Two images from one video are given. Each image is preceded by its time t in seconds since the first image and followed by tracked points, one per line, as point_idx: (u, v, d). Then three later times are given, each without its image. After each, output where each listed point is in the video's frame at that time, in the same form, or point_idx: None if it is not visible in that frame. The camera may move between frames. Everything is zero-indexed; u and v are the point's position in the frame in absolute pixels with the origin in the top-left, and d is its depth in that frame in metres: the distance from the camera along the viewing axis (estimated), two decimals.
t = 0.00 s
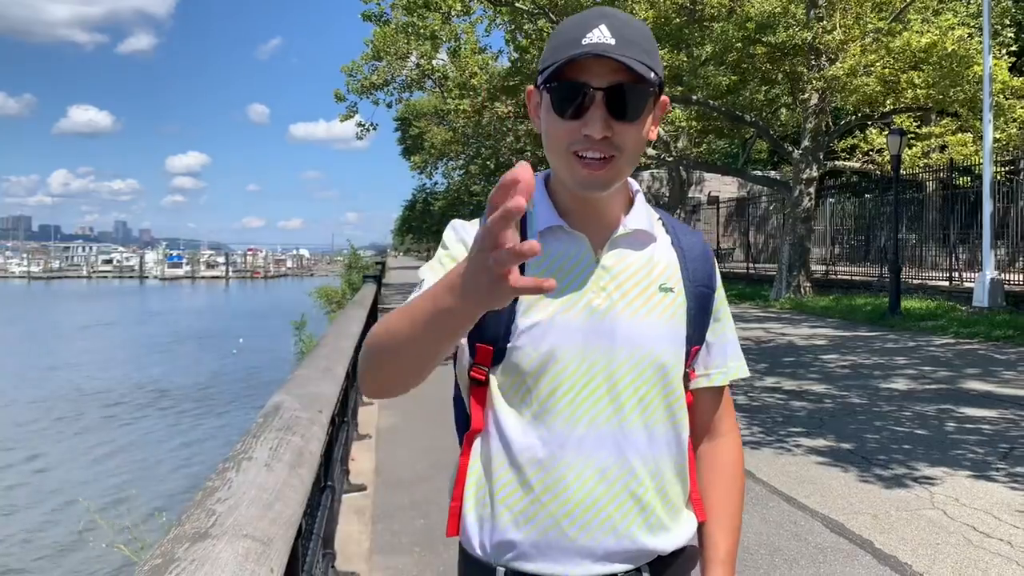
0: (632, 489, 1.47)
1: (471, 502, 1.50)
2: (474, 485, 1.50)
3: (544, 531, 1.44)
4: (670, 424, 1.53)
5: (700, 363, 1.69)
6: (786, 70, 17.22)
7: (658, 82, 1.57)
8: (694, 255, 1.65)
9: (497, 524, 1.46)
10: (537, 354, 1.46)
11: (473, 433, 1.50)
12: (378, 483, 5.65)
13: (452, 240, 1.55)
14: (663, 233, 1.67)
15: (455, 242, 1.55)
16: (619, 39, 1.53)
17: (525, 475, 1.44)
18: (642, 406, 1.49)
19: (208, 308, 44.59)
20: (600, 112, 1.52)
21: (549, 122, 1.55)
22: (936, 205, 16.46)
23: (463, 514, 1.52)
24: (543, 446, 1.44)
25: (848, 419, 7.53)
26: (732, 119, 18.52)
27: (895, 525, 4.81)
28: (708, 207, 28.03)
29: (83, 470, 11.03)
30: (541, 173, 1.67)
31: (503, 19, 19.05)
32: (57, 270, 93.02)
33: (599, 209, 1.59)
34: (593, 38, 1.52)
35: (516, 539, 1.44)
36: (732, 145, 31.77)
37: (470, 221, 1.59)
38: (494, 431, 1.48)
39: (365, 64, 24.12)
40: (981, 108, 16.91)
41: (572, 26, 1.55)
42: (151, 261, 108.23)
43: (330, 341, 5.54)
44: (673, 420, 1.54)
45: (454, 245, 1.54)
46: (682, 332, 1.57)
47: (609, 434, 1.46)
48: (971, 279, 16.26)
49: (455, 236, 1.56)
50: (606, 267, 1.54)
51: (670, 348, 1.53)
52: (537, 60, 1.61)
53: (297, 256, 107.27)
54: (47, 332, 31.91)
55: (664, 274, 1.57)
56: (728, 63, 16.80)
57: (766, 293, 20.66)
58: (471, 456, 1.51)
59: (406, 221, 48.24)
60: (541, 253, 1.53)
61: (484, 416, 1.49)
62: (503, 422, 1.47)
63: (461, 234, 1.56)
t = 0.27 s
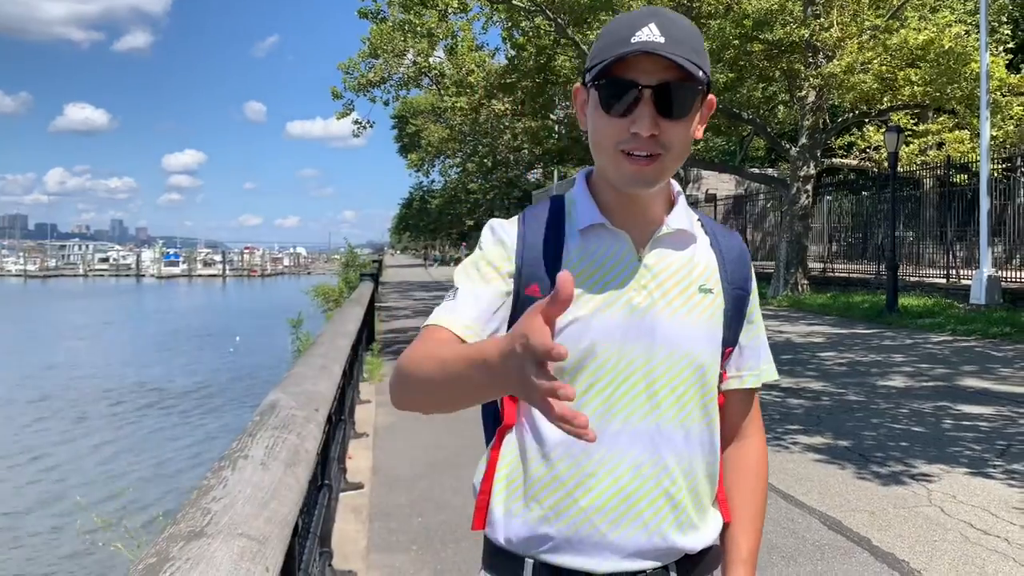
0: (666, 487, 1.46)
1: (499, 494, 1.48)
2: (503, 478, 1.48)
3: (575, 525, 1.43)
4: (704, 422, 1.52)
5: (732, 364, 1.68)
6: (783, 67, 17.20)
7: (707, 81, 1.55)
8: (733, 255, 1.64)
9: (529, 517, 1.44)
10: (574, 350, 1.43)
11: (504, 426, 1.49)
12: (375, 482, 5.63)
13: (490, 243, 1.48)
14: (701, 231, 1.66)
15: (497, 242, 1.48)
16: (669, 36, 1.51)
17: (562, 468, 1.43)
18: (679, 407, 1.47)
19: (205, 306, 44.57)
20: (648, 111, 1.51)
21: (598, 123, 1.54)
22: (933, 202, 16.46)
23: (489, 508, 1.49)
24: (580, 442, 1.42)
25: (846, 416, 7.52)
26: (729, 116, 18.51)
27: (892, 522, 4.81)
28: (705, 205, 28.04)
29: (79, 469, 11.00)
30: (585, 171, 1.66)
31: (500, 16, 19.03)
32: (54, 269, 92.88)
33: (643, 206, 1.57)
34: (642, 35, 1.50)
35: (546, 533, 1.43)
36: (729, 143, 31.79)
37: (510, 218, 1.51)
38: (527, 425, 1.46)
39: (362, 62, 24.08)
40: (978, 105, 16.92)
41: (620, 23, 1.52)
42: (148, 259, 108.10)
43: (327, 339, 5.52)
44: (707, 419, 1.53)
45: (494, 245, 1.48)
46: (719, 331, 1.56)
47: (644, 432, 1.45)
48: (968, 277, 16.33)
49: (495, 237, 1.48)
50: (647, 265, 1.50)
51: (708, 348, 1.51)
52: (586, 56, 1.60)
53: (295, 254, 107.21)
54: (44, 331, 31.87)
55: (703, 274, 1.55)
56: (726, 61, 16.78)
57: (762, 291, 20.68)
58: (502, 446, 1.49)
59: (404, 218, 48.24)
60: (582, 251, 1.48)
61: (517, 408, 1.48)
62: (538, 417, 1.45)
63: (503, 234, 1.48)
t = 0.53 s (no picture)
0: (676, 484, 1.52)
1: (508, 495, 1.51)
2: (511, 479, 1.52)
3: (588, 523, 1.47)
4: (713, 420, 1.58)
5: (739, 361, 1.71)
6: (780, 63, 17.16)
7: (718, 79, 1.60)
8: (741, 253, 1.69)
9: (539, 515, 1.48)
10: (583, 347, 1.49)
11: (512, 425, 1.53)
12: (372, 476, 5.65)
13: (492, 240, 1.59)
14: (712, 229, 1.72)
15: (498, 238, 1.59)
16: (682, 34, 1.57)
17: (572, 467, 1.48)
18: (687, 402, 1.53)
19: (202, 302, 44.47)
20: (659, 107, 1.56)
21: (608, 115, 1.59)
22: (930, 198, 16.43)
23: (497, 508, 1.52)
24: (591, 439, 1.48)
25: (842, 411, 7.55)
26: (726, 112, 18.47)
27: (888, 517, 4.82)
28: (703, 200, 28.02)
29: (74, 466, 10.96)
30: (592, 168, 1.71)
31: (497, 11, 18.95)
32: (50, 265, 92.62)
33: (651, 203, 1.63)
34: (655, 32, 1.56)
35: (558, 532, 1.47)
36: (726, 138, 31.77)
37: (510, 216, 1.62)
38: (535, 424, 1.51)
39: (358, 57, 23.99)
40: (974, 101, 16.91)
41: (635, 17, 1.58)
42: (144, 254, 107.85)
43: (324, 335, 5.52)
44: (716, 415, 1.58)
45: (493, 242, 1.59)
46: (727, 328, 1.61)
47: (655, 429, 1.50)
48: (964, 273, 16.34)
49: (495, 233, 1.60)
50: (653, 263, 1.57)
51: (715, 347, 1.57)
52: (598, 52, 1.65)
53: (292, 249, 107.03)
54: (39, 327, 31.77)
55: (712, 273, 1.62)
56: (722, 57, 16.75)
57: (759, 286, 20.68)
58: (510, 447, 1.53)
59: (400, 213, 48.15)
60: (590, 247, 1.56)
61: (524, 409, 1.53)
62: (548, 416, 1.50)
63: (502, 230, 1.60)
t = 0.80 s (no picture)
0: (658, 480, 1.47)
1: (487, 501, 1.46)
2: (489, 483, 1.46)
3: (572, 526, 1.42)
4: (690, 412, 1.54)
5: (711, 352, 1.69)
6: (777, 58, 17.16)
7: (679, 71, 1.56)
8: (707, 244, 1.66)
9: (522, 520, 1.42)
10: (557, 344, 1.43)
11: (487, 429, 1.46)
12: (367, 471, 5.64)
13: (461, 237, 1.51)
14: (677, 221, 1.68)
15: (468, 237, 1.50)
16: (640, 24, 1.52)
17: (553, 468, 1.42)
18: (666, 395, 1.49)
19: (198, 297, 44.40)
20: (620, 100, 1.51)
21: (571, 108, 1.54)
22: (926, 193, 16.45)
23: (477, 516, 1.46)
24: (570, 439, 1.42)
25: (838, 406, 7.55)
26: (723, 106, 18.48)
27: (883, 511, 4.83)
28: (699, 195, 28.04)
29: (71, 459, 10.96)
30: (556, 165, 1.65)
31: (494, 5, 18.90)
32: (45, 260, 92.37)
33: (617, 197, 1.57)
34: (614, 23, 1.50)
35: (542, 536, 1.42)
36: (722, 133, 31.78)
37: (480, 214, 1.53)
38: (511, 425, 1.45)
39: (354, 51, 23.93)
40: (971, 96, 16.93)
41: (591, 10, 1.53)
42: (139, 249, 107.61)
43: (319, 329, 5.50)
44: (693, 408, 1.54)
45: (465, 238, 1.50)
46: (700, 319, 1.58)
47: (634, 424, 1.45)
48: (960, 268, 16.44)
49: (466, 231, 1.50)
50: (626, 255, 1.52)
51: (690, 337, 1.53)
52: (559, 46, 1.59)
53: (288, 244, 106.89)
54: (35, 321, 31.70)
55: (682, 263, 1.57)
56: (720, 51, 16.76)
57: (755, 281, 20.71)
58: (486, 450, 1.47)
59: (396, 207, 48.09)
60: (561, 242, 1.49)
61: (499, 411, 1.46)
62: (524, 417, 1.43)
63: (472, 228, 1.50)
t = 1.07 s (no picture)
0: (613, 483, 1.42)
1: (434, 523, 1.37)
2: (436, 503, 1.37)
3: (528, 541, 1.36)
4: (640, 410, 1.50)
5: (651, 347, 1.65)
6: (773, 54, 17.15)
7: (612, 60, 1.49)
8: (643, 238, 1.63)
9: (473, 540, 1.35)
10: (499, 352, 1.34)
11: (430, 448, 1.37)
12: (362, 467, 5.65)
13: (386, 248, 1.35)
14: (611, 214, 1.64)
15: (392, 247, 1.35)
16: (569, 14, 1.44)
17: (503, 482, 1.35)
18: (617, 396, 1.44)
19: (194, 293, 44.38)
20: (552, 95, 1.45)
21: (500, 106, 1.47)
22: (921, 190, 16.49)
23: (425, 541, 1.37)
24: (520, 449, 1.35)
25: (833, 402, 7.57)
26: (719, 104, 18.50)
27: (878, 508, 4.85)
28: (695, 191, 28.08)
29: (68, 456, 10.97)
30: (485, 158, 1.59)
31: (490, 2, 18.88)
32: (39, 256, 92.35)
33: (552, 195, 1.52)
34: (543, 12, 1.42)
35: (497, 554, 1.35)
36: (718, 130, 31.83)
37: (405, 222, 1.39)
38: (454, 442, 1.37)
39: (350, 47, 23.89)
40: (966, 93, 16.96)
41: None
42: (135, 245, 107.48)
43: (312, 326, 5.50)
44: (641, 405, 1.51)
45: (387, 250, 1.35)
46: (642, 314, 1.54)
47: (586, 428, 1.39)
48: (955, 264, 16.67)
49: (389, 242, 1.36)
50: (565, 254, 1.46)
51: (636, 332, 1.49)
52: (485, 35, 1.51)
53: (284, 239, 106.84)
54: (30, 317, 31.64)
55: (620, 258, 1.53)
56: (715, 48, 16.78)
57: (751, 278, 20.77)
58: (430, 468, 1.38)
59: (392, 203, 48.09)
60: (496, 247, 1.41)
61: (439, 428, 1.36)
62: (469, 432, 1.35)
63: (397, 237, 1.36)
